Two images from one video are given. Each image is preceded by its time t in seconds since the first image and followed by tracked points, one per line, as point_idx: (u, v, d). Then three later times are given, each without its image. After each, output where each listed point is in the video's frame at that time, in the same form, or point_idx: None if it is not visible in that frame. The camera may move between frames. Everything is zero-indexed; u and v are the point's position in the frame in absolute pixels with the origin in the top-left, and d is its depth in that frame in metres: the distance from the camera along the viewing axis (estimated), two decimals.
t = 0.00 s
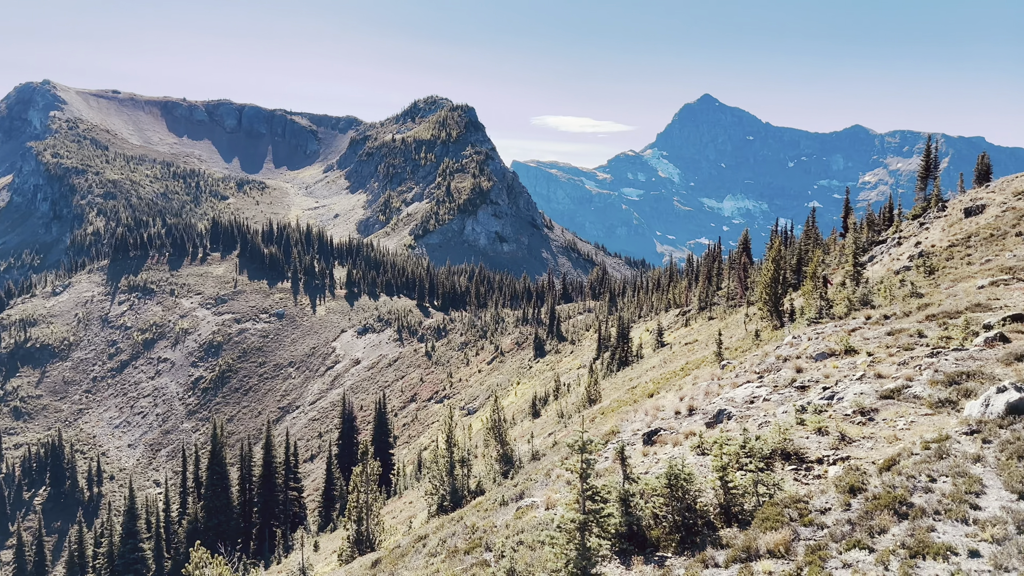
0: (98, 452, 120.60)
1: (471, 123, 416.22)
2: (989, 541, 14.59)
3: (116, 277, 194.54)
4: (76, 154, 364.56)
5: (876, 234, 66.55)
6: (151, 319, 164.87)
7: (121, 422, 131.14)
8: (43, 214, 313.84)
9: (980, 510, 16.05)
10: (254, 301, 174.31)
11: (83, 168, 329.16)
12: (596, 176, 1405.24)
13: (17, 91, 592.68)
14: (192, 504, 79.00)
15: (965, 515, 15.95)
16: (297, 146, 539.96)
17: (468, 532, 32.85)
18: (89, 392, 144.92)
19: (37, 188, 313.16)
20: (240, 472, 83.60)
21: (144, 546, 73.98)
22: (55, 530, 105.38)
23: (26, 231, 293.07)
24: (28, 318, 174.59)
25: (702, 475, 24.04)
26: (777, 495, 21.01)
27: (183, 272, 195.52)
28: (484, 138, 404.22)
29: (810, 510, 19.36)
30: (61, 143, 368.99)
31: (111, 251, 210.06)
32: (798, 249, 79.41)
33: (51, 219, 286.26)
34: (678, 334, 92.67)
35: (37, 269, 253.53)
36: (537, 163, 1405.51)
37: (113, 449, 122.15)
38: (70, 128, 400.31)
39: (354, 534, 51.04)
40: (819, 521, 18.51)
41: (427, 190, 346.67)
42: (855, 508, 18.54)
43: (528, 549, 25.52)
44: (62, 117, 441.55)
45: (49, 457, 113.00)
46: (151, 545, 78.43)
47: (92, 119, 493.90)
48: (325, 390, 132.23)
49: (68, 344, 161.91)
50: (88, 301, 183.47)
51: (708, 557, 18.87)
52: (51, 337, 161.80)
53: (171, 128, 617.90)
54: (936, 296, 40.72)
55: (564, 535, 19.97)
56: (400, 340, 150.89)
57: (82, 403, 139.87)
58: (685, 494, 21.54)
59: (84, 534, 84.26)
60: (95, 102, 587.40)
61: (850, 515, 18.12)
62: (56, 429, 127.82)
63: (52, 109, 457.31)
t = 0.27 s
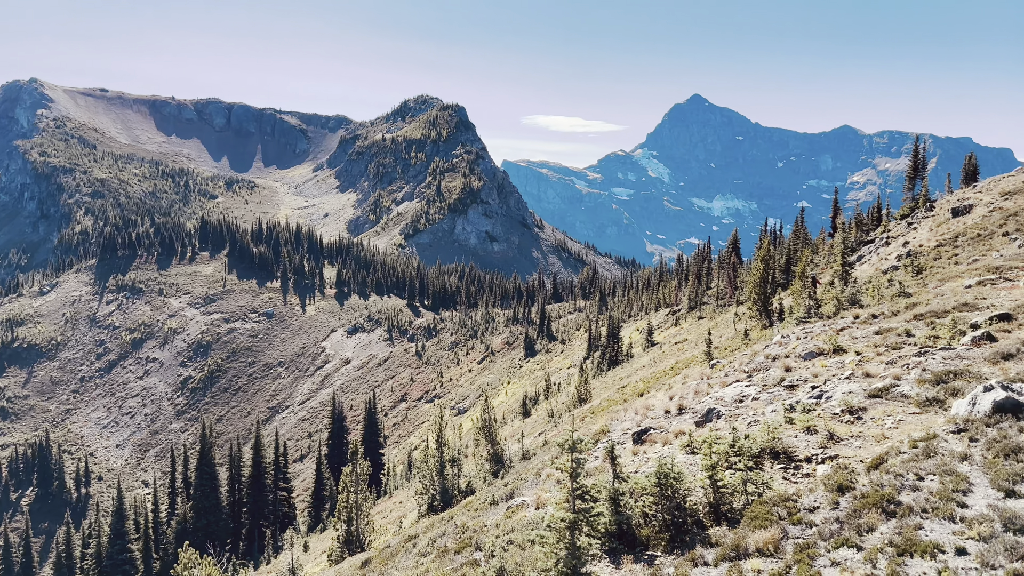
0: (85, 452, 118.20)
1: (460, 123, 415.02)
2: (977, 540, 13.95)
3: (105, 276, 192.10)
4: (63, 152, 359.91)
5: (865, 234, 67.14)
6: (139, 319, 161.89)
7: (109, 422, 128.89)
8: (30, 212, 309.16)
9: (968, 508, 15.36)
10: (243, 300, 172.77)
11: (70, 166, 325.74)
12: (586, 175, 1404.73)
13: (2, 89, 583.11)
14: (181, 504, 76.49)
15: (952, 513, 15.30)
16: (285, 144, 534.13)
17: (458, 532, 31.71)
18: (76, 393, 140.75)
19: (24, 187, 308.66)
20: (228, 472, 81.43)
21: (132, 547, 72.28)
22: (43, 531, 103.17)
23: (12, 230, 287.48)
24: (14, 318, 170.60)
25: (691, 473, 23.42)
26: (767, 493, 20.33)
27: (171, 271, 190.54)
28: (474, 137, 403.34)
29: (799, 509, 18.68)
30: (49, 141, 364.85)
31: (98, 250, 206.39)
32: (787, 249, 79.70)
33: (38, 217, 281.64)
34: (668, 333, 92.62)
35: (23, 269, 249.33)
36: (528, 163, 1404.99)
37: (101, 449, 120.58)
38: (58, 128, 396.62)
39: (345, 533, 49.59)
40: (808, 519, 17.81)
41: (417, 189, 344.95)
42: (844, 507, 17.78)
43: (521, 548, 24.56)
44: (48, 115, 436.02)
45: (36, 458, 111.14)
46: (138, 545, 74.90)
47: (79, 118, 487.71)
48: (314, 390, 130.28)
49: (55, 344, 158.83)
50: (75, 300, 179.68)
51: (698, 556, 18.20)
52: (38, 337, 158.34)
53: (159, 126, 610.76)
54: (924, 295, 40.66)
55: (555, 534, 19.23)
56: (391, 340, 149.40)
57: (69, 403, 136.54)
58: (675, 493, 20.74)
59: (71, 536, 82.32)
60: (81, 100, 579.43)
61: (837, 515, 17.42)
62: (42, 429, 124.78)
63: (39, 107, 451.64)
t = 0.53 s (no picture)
0: (71, 452, 116.06)
1: (449, 122, 414.06)
2: (963, 537, 13.45)
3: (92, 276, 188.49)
4: (49, 151, 354.60)
5: (852, 234, 67.73)
6: (126, 319, 159.03)
7: (95, 422, 126.57)
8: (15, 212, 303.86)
9: (953, 506, 14.84)
10: (230, 299, 169.71)
11: (55, 165, 321.37)
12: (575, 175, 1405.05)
13: None
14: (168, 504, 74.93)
15: (938, 512, 14.73)
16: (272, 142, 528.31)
17: (447, 531, 30.39)
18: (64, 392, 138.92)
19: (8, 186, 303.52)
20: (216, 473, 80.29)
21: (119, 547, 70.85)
22: (29, 532, 101.26)
23: None
24: None
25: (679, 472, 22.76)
26: (754, 492, 19.61)
27: (159, 271, 188.64)
28: (463, 137, 402.24)
29: (786, 507, 18.00)
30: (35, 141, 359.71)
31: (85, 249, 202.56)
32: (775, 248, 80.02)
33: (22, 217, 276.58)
34: (657, 333, 92.54)
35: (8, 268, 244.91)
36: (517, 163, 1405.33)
37: (88, 449, 118.11)
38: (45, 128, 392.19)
39: (333, 533, 48.18)
40: (794, 517, 17.13)
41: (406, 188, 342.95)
42: (830, 505, 17.15)
43: (509, 548, 23.61)
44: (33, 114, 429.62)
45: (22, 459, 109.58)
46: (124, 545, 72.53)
47: (64, 116, 480.28)
48: (302, 390, 128.55)
49: (40, 344, 155.27)
50: (61, 300, 176.09)
51: (685, 554, 17.42)
52: (22, 337, 154.38)
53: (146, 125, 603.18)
54: (910, 295, 40.70)
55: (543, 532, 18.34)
56: (380, 340, 147.80)
57: (56, 403, 134.32)
58: (663, 492, 19.89)
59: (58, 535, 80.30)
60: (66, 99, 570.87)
61: (824, 514, 16.78)
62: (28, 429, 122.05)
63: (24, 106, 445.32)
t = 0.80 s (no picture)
0: (58, 453, 113.07)
1: (440, 122, 413.09)
2: (951, 536, 13.09)
3: (80, 276, 184.93)
4: (37, 150, 350.07)
5: (841, 234, 68.17)
6: (115, 318, 156.34)
7: (83, 423, 124.06)
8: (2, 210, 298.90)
9: (942, 505, 14.43)
10: (220, 299, 167.05)
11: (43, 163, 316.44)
12: (566, 176, 1405.65)
13: None
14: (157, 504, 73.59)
15: (925, 510, 14.36)
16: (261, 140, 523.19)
17: (437, 531, 29.69)
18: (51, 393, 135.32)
19: None
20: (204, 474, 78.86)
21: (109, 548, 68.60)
22: (16, 534, 97.38)
23: None
24: None
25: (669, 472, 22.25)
26: (744, 491, 19.16)
27: (148, 271, 186.00)
28: (454, 136, 401.53)
29: (777, 506, 17.57)
30: (22, 140, 354.73)
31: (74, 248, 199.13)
32: (765, 248, 80.31)
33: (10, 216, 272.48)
34: (647, 332, 92.42)
35: None
36: (509, 163, 1405.80)
37: (75, 450, 115.58)
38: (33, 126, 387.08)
39: (323, 535, 46.99)
40: (785, 516, 16.66)
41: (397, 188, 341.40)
42: (819, 504, 16.68)
43: (500, 547, 22.82)
44: (21, 113, 424.96)
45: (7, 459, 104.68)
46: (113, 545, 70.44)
47: (52, 115, 474.11)
48: (292, 390, 126.91)
49: (27, 344, 151.86)
50: (49, 300, 172.39)
51: (675, 553, 16.88)
52: (9, 338, 150.64)
53: (134, 124, 596.75)
54: (898, 295, 40.69)
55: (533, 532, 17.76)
56: (371, 340, 146.39)
57: (43, 403, 131.21)
58: (654, 490, 19.31)
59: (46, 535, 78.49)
60: (55, 98, 564.62)
61: (813, 512, 16.29)
62: (14, 430, 118.54)
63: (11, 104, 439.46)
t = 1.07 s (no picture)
0: (47, 453, 110.14)
1: (432, 121, 411.67)
2: (940, 534, 12.70)
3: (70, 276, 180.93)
4: (23, 148, 344.31)
5: (831, 234, 68.60)
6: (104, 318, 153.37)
7: (72, 423, 121.73)
8: None
9: (932, 502, 14.00)
10: (209, 298, 164.70)
11: (31, 163, 312.63)
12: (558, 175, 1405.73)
13: None
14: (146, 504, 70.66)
15: (915, 508, 13.92)
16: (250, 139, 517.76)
17: (429, 532, 28.67)
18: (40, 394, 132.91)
19: None
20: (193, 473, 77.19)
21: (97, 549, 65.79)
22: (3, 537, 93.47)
23: None
24: None
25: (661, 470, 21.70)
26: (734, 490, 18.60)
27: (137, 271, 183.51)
28: (445, 136, 400.61)
29: (767, 504, 17.06)
30: (7, 138, 348.70)
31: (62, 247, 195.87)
32: (755, 248, 80.71)
33: None
34: (639, 332, 92.39)
35: None
36: (500, 163, 1405.53)
37: (64, 450, 112.79)
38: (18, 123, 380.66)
39: (313, 535, 45.93)
40: (775, 514, 16.17)
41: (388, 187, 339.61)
42: (809, 502, 16.19)
43: (491, 547, 22.05)
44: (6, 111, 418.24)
45: None
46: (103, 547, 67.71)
47: (38, 112, 467.15)
48: (283, 390, 125.25)
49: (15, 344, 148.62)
50: (37, 300, 168.21)
51: (666, 552, 16.37)
52: None
53: (122, 122, 589.07)
54: (888, 295, 40.62)
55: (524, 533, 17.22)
56: (362, 339, 145.14)
57: (31, 403, 128.71)
58: (646, 491, 18.72)
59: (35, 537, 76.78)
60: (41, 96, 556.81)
61: (803, 511, 15.81)
62: None
63: None
